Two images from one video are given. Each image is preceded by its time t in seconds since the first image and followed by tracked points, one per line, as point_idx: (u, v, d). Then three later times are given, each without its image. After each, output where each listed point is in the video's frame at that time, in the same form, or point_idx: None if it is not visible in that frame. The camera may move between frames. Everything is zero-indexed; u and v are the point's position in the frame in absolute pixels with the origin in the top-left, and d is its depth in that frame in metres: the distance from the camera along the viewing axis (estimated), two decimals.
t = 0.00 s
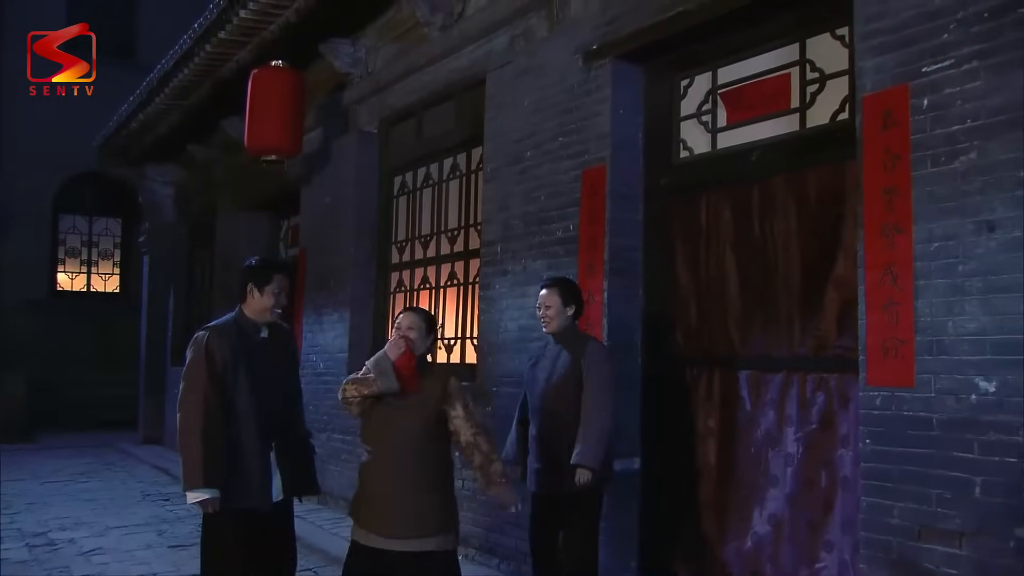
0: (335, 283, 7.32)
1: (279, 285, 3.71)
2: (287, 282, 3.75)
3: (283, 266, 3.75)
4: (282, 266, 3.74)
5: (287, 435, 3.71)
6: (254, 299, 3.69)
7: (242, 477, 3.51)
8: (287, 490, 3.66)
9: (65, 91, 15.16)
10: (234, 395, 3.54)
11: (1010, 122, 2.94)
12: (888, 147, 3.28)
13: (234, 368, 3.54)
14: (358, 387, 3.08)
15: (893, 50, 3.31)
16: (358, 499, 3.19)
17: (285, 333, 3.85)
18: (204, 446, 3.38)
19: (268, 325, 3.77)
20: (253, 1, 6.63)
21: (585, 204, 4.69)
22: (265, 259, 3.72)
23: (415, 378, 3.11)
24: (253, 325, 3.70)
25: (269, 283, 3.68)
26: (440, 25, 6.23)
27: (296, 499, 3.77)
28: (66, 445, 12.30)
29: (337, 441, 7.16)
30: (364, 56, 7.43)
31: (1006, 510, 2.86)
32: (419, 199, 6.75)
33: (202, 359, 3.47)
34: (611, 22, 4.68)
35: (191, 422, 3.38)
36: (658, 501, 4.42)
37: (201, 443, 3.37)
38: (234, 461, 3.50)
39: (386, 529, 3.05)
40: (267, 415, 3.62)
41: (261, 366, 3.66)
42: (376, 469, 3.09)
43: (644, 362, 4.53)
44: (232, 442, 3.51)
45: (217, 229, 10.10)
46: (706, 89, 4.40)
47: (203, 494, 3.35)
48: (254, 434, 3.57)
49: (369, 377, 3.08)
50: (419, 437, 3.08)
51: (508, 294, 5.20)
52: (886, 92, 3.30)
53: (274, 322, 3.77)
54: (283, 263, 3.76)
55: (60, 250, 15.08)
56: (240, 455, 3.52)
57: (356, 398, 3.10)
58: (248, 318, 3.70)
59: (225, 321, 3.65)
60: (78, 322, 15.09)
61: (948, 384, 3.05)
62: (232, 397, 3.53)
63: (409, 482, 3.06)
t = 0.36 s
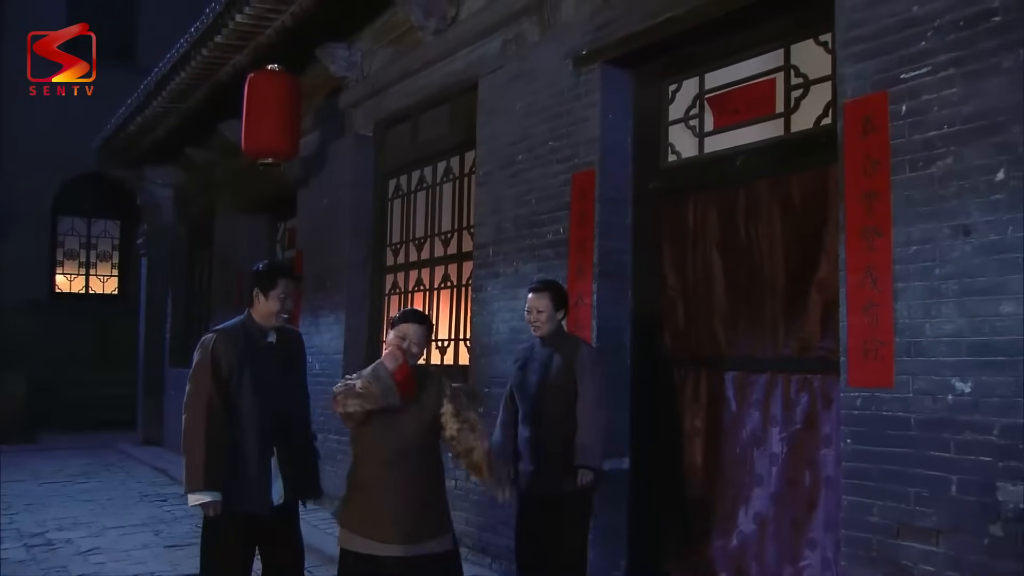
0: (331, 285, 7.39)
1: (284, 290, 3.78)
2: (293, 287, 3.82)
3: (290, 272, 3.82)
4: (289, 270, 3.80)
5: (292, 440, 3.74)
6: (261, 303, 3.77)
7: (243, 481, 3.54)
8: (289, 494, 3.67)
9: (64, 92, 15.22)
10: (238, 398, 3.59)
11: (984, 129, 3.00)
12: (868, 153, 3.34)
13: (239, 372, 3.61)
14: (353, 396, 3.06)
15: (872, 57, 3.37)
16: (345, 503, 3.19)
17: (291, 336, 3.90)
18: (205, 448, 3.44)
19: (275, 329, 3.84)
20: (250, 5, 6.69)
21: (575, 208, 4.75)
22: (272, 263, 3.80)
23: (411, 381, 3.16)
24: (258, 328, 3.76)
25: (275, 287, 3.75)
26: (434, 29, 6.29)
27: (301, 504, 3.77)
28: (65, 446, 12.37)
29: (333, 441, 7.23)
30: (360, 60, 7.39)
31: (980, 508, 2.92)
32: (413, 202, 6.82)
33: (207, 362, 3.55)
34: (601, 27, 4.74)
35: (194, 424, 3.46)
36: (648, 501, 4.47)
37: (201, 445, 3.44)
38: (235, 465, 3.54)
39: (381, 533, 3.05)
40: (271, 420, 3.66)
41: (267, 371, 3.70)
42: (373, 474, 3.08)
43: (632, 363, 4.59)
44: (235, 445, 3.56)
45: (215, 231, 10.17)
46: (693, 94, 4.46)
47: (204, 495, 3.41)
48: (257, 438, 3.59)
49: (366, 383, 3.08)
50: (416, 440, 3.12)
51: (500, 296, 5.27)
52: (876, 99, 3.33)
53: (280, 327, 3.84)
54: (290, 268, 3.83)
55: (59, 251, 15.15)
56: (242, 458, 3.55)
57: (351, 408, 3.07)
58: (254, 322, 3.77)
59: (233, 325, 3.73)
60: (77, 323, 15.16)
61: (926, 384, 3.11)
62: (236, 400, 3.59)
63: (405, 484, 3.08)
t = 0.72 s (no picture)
0: (328, 287, 7.46)
1: (304, 291, 3.67)
2: (315, 288, 3.71)
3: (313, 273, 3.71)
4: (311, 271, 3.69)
5: (313, 442, 3.65)
6: (281, 305, 3.68)
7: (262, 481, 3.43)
8: (308, 498, 3.57)
9: (64, 91, 15.29)
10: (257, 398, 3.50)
11: (961, 136, 3.07)
12: (851, 157, 3.40)
13: (258, 372, 3.52)
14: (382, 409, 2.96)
15: (855, 64, 3.43)
16: (364, 513, 3.07)
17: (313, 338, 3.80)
18: (221, 447, 3.36)
19: (298, 332, 3.73)
20: (249, 9, 6.77)
21: (567, 211, 4.82)
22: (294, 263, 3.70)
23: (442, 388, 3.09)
24: (278, 329, 3.67)
25: (295, 287, 3.65)
26: (430, 34, 6.36)
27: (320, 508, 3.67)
28: (65, 446, 12.45)
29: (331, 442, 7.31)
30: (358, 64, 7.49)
31: (957, 507, 2.98)
32: (410, 206, 6.89)
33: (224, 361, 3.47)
34: (592, 34, 4.81)
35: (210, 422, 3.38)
36: (639, 501, 4.54)
37: (218, 446, 3.35)
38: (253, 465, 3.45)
39: (405, 545, 2.92)
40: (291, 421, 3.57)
41: (287, 371, 3.61)
42: (400, 482, 2.96)
43: (623, 365, 4.66)
44: (253, 446, 3.46)
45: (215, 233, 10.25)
46: (683, 99, 4.53)
47: (221, 493, 3.33)
48: (277, 439, 3.49)
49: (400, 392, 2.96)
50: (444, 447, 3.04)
51: (493, 299, 5.34)
52: (852, 106, 3.42)
53: (303, 330, 3.73)
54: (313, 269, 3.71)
55: (60, 253, 15.23)
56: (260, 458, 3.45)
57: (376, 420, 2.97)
58: (275, 323, 3.68)
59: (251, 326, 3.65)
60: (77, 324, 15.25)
61: (906, 387, 3.17)
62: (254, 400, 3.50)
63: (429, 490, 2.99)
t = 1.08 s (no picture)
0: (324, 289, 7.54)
1: (311, 299, 3.48)
2: (324, 296, 3.51)
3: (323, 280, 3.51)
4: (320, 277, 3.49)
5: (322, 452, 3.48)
6: (289, 313, 3.52)
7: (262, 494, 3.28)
8: (314, 510, 3.41)
9: (64, 91, 15.35)
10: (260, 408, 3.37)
11: (937, 144, 3.13)
12: (831, 164, 3.46)
13: (261, 381, 3.38)
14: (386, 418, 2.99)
15: (836, 73, 3.49)
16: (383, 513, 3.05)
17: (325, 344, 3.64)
18: (217, 459, 3.23)
19: (306, 340, 3.58)
20: (245, 14, 6.85)
21: (557, 215, 4.88)
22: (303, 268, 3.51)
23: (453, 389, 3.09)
24: (284, 337, 3.52)
25: (302, 294, 3.46)
26: (424, 39, 6.44)
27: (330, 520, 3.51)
28: (65, 446, 12.55)
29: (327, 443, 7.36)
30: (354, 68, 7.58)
31: (932, 507, 3.05)
32: (405, 209, 6.96)
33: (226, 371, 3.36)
34: (582, 41, 4.88)
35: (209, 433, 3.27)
36: (628, 502, 4.60)
37: (215, 457, 3.23)
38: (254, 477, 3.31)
39: (426, 544, 2.93)
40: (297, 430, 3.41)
41: (293, 380, 3.47)
42: (422, 483, 2.95)
43: (612, 367, 4.73)
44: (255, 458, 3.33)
45: (214, 235, 10.31)
46: (671, 106, 4.59)
47: (217, 506, 3.21)
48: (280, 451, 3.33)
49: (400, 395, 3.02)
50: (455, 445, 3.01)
51: (486, 302, 5.41)
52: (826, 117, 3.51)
53: (312, 337, 3.58)
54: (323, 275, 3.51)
55: (60, 254, 15.31)
56: (262, 469, 3.31)
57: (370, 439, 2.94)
58: (282, 332, 3.54)
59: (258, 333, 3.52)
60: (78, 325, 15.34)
61: (884, 390, 3.23)
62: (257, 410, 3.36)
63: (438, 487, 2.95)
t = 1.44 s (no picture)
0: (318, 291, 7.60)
1: (315, 298, 3.49)
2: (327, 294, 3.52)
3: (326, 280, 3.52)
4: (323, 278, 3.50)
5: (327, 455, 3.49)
6: (291, 311, 3.52)
7: (269, 503, 3.31)
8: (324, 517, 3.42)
9: (63, 92, 15.43)
10: (262, 415, 3.37)
11: (910, 154, 3.20)
12: (808, 173, 3.53)
13: (261, 386, 3.39)
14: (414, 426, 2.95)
15: (813, 83, 3.56)
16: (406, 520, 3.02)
17: (325, 344, 3.65)
18: (220, 469, 3.22)
19: (307, 339, 3.60)
20: (238, 19, 6.92)
21: (544, 221, 4.95)
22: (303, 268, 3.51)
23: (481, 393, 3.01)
24: (285, 338, 3.53)
25: (305, 295, 3.47)
26: (416, 44, 6.53)
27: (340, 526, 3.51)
28: (62, 447, 12.62)
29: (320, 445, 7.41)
30: (346, 72, 7.61)
31: (903, 509, 3.12)
32: (396, 212, 7.02)
33: (225, 378, 3.34)
34: (569, 48, 4.95)
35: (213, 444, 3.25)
36: (613, 502, 4.68)
37: (218, 467, 3.22)
38: (260, 485, 3.33)
39: (446, 553, 2.89)
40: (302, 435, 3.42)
41: (294, 383, 3.47)
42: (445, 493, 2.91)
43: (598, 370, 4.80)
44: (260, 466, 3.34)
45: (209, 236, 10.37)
46: (656, 113, 4.67)
47: (221, 519, 3.21)
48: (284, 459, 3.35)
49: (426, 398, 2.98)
50: (478, 451, 2.94)
51: (475, 305, 5.48)
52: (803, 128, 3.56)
53: (313, 336, 3.59)
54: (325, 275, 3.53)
55: (57, 255, 15.38)
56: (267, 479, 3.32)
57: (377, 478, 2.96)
58: (282, 332, 3.55)
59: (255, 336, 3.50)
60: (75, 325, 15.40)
61: (858, 394, 3.30)
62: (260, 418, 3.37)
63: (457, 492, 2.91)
